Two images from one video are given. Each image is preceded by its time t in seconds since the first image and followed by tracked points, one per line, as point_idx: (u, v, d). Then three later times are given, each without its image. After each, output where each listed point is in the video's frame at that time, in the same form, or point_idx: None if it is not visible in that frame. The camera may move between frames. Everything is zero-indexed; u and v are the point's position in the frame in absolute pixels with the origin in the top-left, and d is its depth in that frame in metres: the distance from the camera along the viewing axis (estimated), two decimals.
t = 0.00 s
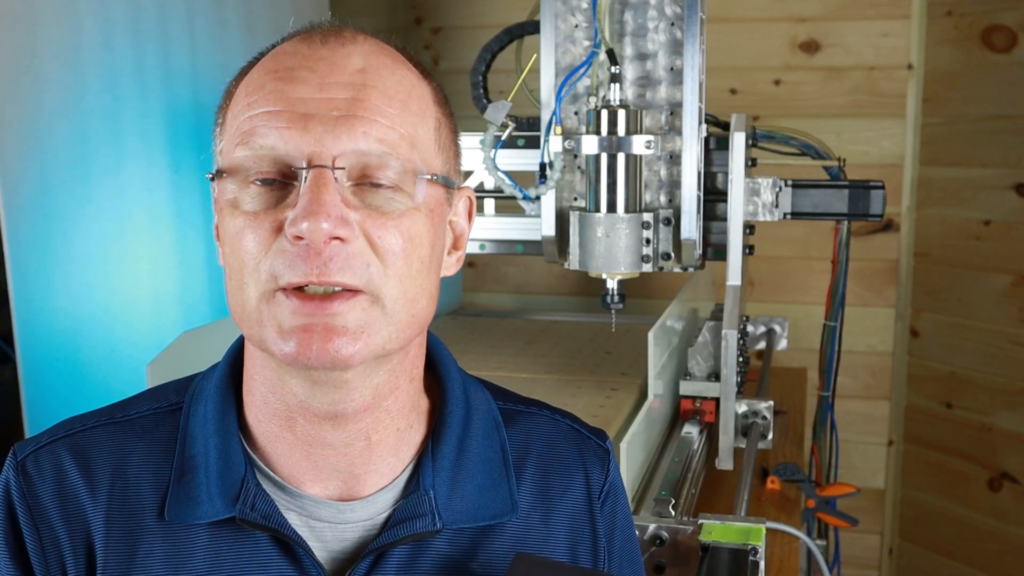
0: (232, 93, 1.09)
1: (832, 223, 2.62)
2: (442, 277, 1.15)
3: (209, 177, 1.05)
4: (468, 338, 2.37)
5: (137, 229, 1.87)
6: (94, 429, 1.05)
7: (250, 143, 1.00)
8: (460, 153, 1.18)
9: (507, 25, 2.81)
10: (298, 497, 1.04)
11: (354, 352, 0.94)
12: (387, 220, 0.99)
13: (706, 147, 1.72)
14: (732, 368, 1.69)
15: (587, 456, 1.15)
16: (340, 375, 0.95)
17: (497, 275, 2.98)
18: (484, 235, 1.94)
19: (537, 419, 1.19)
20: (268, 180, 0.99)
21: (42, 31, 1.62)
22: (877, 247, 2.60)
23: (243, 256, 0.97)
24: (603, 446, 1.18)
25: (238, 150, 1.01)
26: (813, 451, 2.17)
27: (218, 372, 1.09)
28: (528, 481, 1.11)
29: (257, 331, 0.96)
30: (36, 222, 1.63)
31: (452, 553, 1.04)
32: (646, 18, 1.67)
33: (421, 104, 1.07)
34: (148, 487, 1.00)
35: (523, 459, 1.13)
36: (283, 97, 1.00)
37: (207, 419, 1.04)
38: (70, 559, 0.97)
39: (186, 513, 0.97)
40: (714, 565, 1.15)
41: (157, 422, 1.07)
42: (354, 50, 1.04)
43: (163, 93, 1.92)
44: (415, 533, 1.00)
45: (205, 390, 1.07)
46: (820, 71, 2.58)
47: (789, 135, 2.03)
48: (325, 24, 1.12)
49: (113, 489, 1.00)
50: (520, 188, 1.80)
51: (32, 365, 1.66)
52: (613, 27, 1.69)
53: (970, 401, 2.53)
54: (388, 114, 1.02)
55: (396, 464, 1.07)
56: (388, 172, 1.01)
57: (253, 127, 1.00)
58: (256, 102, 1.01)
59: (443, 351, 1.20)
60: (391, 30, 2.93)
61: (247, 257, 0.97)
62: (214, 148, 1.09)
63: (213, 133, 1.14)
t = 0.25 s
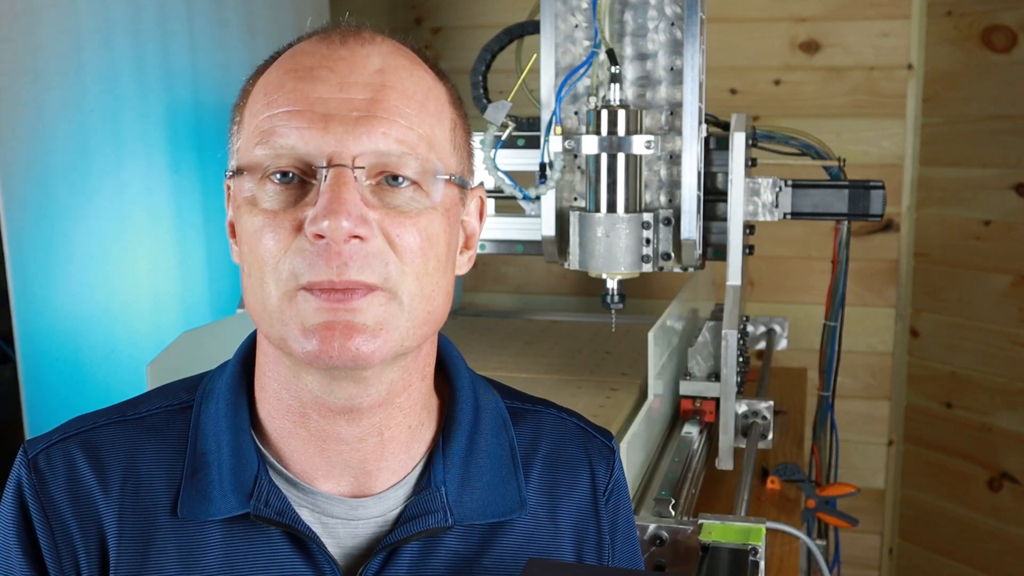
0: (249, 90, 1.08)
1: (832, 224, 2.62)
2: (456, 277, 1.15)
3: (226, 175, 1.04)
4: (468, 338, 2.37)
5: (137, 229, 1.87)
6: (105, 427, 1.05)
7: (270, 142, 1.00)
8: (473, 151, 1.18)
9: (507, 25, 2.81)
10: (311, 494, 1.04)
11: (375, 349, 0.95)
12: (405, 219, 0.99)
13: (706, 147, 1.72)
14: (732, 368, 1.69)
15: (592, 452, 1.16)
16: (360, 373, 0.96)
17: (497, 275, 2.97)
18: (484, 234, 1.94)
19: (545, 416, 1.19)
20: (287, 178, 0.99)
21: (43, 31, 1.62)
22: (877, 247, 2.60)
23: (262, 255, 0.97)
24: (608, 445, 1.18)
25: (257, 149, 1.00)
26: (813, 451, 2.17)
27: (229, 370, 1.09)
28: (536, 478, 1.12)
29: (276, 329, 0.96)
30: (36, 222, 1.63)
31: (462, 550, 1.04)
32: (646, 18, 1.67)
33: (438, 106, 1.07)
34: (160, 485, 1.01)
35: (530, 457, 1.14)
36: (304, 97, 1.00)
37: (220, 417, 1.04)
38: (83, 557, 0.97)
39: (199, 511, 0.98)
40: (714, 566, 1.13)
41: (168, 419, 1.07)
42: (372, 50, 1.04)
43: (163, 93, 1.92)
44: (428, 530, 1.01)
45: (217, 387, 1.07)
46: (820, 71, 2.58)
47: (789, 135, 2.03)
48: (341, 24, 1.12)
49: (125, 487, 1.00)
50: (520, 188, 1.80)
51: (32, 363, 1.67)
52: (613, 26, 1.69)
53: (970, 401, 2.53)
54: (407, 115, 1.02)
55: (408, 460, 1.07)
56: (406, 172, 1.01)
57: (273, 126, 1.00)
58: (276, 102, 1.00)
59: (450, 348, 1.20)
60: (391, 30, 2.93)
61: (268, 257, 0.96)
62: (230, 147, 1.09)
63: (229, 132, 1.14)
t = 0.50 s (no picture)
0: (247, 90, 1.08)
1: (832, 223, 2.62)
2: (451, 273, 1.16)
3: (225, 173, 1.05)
4: (468, 338, 2.37)
5: (137, 229, 1.87)
6: (107, 423, 1.05)
7: (268, 139, 1.00)
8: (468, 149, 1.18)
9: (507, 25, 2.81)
10: (309, 489, 1.04)
11: (370, 345, 0.95)
12: (402, 213, 1.00)
13: (706, 147, 1.72)
14: (732, 368, 1.69)
15: (588, 449, 1.15)
16: (354, 368, 0.97)
17: (497, 275, 2.97)
18: (484, 235, 1.94)
19: (543, 413, 1.18)
20: (285, 174, 1.00)
21: (43, 31, 1.62)
22: (877, 247, 2.60)
23: (260, 250, 0.98)
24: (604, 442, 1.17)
25: (256, 146, 1.01)
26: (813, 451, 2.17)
27: (228, 367, 1.09)
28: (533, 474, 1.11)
29: (272, 325, 0.96)
30: (36, 222, 1.63)
31: (460, 544, 1.04)
32: (646, 18, 1.67)
33: (433, 104, 1.07)
34: (161, 480, 1.01)
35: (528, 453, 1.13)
36: (302, 95, 1.00)
37: (219, 413, 1.04)
38: (84, 552, 0.97)
39: (199, 506, 0.98)
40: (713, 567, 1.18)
41: (169, 416, 1.07)
42: (368, 50, 1.04)
43: (163, 93, 1.92)
44: (424, 523, 1.02)
45: (217, 384, 1.07)
46: (820, 71, 2.58)
47: (789, 135, 2.03)
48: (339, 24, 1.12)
49: (126, 482, 1.00)
50: (521, 188, 1.80)
51: (32, 362, 1.67)
52: (613, 27, 1.69)
53: (970, 401, 2.53)
54: (402, 112, 1.02)
55: (406, 456, 1.08)
56: (403, 167, 1.02)
57: (271, 124, 1.00)
58: (274, 100, 1.01)
59: (447, 346, 1.20)
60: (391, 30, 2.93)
61: (265, 252, 0.97)
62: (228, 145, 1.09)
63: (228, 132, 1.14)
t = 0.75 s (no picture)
0: (238, 91, 1.08)
1: (832, 223, 2.62)
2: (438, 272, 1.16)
3: (215, 173, 1.05)
4: (468, 338, 2.37)
5: (137, 229, 1.87)
6: (100, 419, 1.05)
7: (258, 139, 1.01)
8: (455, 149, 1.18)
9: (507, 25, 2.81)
10: (297, 484, 1.04)
11: (360, 340, 0.96)
12: (390, 211, 1.01)
13: (706, 147, 1.72)
14: (732, 368, 1.69)
15: (577, 447, 1.13)
16: (344, 363, 0.97)
17: (497, 275, 2.97)
18: (484, 235, 1.94)
19: (532, 414, 1.16)
20: (276, 173, 1.00)
21: (43, 30, 1.62)
22: (877, 247, 2.60)
23: (250, 247, 0.98)
24: (592, 440, 1.15)
25: (246, 145, 1.01)
26: (813, 452, 2.17)
27: (220, 365, 1.09)
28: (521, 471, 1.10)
29: (262, 322, 0.97)
30: (37, 222, 1.63)
31: (446, 540, 1.04)
32: (647, 18, 1.67)
33: (420, 105, 1.08)
34: (153, 476, 1.01)
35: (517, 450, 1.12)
36: (291, 95, 1.00)
37: (211, 409, 1.04)
38: (77, 545, 0.98)
39: (189, 500, 0.98)
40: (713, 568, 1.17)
41: (162, 413, 1.07)
42: (357, 51, 1.05)
43: (163, 93, 1.92)
44: (407, 519, 1.01)
45: (209, 381, 1.07)
46: (820, 71, 2.58)
47: (789, 135, 2.03)
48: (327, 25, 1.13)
49: (118, 477, 1.01)
50: (521, 188, 1.80)
51: (31, 362, 1.66)
52: (613, 27, 1.69)
53: (970, 401, 2.53)
54: (391, 112, 1.03)
55: (394, 453, 1.08)
56: (391, 166, 1.02)
57: (261, 124, 1.01)
58: (264, 100, 1.01)
59: (436, 345, 1.20)
60: (392, 30, 2.93)
61: (255, 249, 0.97)
62: (219, 145, 1.10)
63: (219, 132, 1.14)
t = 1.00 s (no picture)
0: (217, 93, 1.10)
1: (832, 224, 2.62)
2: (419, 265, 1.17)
3: (197, 172, 1.06)
4: (468, 338, 2.37)
5: (137, 229, 1.87)
6: (90, 416, 1.06)
7: (238, 135, 1.02)
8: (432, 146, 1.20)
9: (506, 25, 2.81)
10: (285, 475, 1.05)
11: (342, 335, 0.96)
12: (369, 203, 1.02)
13: (706, 147, 1.72)
14: (732, 368, 1.68)
15: (563, 436, 1.13)
16: (328, 360, 0.98)
17: (497, 276, 2.97)
18: (484, 235, 1.94)
19: (517, 406, 1.16)
20: (256, 169, 1.01)
21: (44, 30, 1.62)
22: (877, 247, 2.60)
23: (233, 242, 0.99)
24: (576, 430, 1.15)
25: (227, 143, 1.03)
26: (813, 452, 2.17)
27: (209, 361, 1.10)
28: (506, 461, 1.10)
29: (246, 318, 0.97)
30: (36, 222, 1.63)
31: (432, 529, 1.04)
32: (647, 18, 1.67)
33: (397, 99, 1.09)
34: (142, 471, 1.02)
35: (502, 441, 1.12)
36: (270, 92, 1.02)
37: (199, 404, 1.05)
38: (68, 540, 0.98)
39: (178, 493, 0.99)
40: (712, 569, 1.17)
41: (152, 410, 1.08)
42: (333, 49, 1.07)
43: (163, 93, 1.92)
44: (392, 505, 1.02)
45: (198, 377, 1.08)
46: (820, 71, 2.59)
47: (789, 135, 2.03)
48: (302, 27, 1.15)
49: (109, 472, 1.02)
50: (521, 188, 1.80)
51: (32, 364, 1.66)
52: (613, 27, 1.69)
53: (970, 401, 2.53)
54: (368, 106, 1.05)
55: (377, 445, 1.09)
56: (369, 159, 1.04)
57: (241, 120, 1.02)
58: (244, 98, 1.03)
59: (420, 338, 1.20)
60: (392, 31, 2.93)
61: (239, 244, 0.98)
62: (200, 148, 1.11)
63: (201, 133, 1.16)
